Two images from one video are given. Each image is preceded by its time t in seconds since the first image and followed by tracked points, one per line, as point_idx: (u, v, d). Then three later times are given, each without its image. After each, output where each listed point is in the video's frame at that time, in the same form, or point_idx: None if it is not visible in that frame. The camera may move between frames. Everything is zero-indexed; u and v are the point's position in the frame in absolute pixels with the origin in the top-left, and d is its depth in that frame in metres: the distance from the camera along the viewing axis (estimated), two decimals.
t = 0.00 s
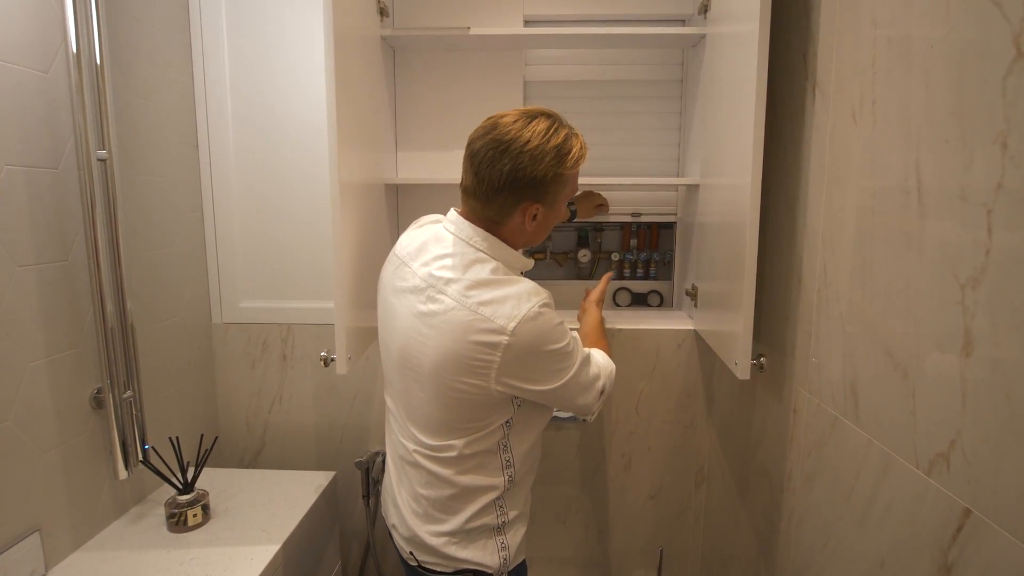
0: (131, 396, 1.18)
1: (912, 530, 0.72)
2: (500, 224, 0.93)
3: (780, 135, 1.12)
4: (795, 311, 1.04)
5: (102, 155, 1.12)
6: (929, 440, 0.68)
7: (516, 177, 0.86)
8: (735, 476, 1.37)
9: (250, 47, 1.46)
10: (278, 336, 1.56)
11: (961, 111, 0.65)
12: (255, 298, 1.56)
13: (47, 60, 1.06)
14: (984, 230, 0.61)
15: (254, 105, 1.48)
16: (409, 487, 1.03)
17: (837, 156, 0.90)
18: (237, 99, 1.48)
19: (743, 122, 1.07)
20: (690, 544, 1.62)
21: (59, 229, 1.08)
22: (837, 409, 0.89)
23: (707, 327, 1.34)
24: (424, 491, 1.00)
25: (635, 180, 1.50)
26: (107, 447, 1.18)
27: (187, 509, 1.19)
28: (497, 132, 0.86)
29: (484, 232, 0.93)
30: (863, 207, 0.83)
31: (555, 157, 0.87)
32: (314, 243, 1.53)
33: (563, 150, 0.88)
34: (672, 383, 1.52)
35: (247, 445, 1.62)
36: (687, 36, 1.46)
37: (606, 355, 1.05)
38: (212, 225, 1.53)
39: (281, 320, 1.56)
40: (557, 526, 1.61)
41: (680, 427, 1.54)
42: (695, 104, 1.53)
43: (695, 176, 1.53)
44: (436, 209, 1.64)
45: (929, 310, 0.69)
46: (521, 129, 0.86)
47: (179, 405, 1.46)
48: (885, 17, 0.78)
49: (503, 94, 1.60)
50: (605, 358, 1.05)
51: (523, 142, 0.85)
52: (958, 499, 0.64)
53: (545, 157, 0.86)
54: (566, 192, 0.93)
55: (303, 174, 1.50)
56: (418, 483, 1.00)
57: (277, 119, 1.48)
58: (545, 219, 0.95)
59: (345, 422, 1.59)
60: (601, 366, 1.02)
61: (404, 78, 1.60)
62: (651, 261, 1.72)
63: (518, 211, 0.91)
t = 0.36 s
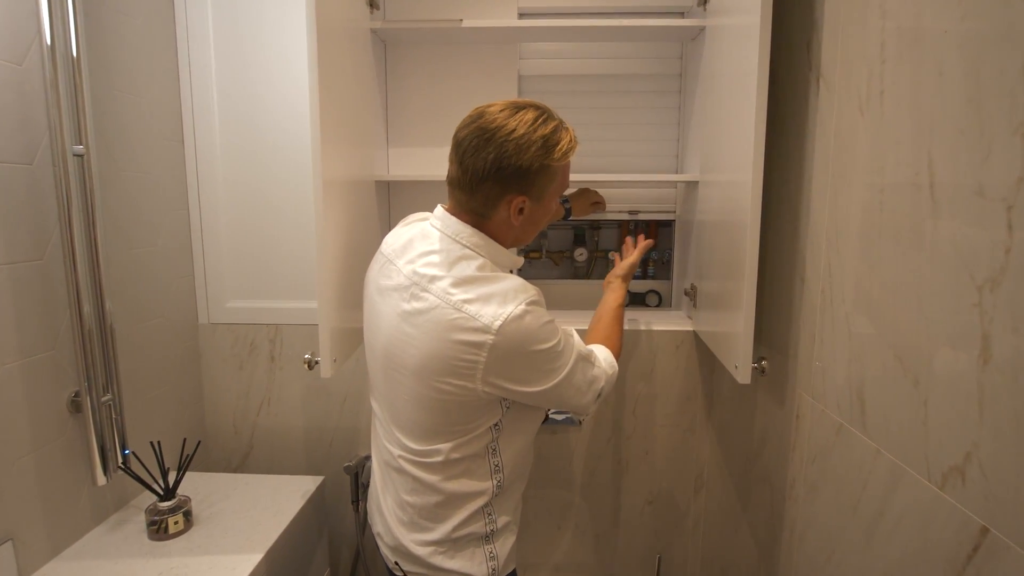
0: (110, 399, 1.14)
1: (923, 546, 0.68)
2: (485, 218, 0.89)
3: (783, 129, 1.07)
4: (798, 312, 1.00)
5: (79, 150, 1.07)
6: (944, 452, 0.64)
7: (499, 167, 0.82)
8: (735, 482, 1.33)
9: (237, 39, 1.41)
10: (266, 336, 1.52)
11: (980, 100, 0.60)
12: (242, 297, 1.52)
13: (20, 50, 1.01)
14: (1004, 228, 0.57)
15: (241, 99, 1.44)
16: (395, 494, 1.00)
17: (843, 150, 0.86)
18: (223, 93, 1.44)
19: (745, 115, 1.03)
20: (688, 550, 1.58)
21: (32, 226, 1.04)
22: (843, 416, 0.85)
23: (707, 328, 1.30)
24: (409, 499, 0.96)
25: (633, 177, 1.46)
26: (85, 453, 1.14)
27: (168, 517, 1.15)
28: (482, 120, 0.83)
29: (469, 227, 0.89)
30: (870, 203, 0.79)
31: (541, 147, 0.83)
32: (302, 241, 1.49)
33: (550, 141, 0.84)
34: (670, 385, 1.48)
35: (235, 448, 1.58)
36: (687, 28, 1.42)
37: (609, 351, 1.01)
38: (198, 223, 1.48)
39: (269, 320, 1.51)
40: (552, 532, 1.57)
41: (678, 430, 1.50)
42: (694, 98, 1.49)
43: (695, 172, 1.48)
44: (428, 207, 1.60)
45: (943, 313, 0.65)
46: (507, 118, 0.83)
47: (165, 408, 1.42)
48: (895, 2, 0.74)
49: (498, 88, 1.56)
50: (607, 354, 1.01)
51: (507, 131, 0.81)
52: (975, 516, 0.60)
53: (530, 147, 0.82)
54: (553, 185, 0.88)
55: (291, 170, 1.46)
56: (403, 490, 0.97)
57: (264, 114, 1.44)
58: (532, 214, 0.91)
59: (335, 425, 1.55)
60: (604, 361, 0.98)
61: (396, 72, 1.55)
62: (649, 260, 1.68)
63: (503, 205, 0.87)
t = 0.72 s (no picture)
0: (89, 407, 1.11)
1: (934, 568, 0.64)
2: (478, 221, 0.85)
3: (785, 126, 1.03)
4: (800, 316, 0.96)
5: (55, 149, 1.03)
6: (957, 469, 0.60)
7: (494, 169, 0.78)
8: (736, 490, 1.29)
9: (223, 36, 1.38)
10: (255, 340, 1.48)
11: (996, 92, 0.56)
12: (231, 300, 1.48)
13: None
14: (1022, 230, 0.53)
15: (228, 97, 1.40)
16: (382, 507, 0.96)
17: (847, 147, 0.82)
18: (210, 91, 1.40)
19: (745, 111, 0.99)
20: (688, 559, 1.54)
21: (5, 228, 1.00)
22: (848, 426, 0.81)
23: (707, 332, 1.26)
24: (396, 512, 0.92)
25: (631, 176, 1.42)
26: (64, 461, 1.11)
27: (149, 528, 1.11)
28: (473, 120, 0.79)
29: (460, 231, 0.85)
30: (877, 203, 0.75)
31: (537, 147, 0.79)
32: (291, 243, 1.45)
33: (545, 140, 0.80)
34: (669, 390, 1.44)
35: (223, 454, 1.54)
36: (686, 23, 1.38)
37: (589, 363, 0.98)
38: (185, 225, 1.45)
39: (258, 324, 1.48)
40: (548, 539, 1.53)
41: (678, 436, 1.46)
42: (694, 94, 1.45)
43: (694, 171, 1.44)
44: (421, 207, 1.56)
45: (956, 320, 0.61)
46: (500, 117, 0.79)
47: (151, 415, 1.38)
48: None
49: (492, 85, 1.52)
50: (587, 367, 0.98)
51: (502, 131, 0.78)
52: (991, 539, 0.56)
53: (527, 146, 0.78)
54: (549, 185, 0.85)
55: (279, 170, 1.42)
56: (390, 503, 0.93)
57: (252, 112, 1.40)
58: (527, 216, 0.88)
59: (326, 431, 1.51)
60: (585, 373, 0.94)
61: (388, 69, 1.52)
62: (648, 261, 1.64)
63: (497, 207, 0.83)
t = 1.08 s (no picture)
0: (67, 415, 1.08)
1: None
2: (463, 222, 0.82)
3: (782, 127, 1.00)
4: (798, 323, 0.93)
5: (33, 150, 1.00)
6: (964, 488, 0.57)
7: (475, 167, 0.75)
8: (734, 500, 1.26)
9: (211, 35, 1.35)
10: (243, 346, 1.46)
11: (1003, 90, 0.53)
12: (218, 305, 1.45)
13: None
14: None
15: (215, 97, 1.37)
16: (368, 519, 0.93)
17: (846, 149, 0.79)
18: (197, 91, 1.37)
19: (741, 112, 0.96)
20: (685, 570, 1.50)
21: None
22: (848, 439, 0.78)
23: (703, 338, 1.23)
24: (383, 525, 0.89)
25: (626, 178, 1.39)
26: (41, 471, 1.08)
27: (130, 540, 1.08)
28: (452, 118, 0.76)
29: (444, 232, 0.82)
30: (876, 207, 0.72)
31: (518, 143, 0.76)
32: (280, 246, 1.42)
33: (528, 136, 0.77)
34: (665, 398, 1.41)
35: (211, 462, 1.51)
36: (683, 23, 1.35)
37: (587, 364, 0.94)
38: (172, 227, 1.42)
39: (246, 329, 1.45)
40: (542, 549, 1.50)
41: (674, 444, 1.43)
42: (690, 95, 1.42)
43: (691, 174, 1.42)
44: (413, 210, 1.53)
45: (962, 330, 0.58)
46: (479, 114, 0.76)
47: (135, 422, 1.35)
48: None
49: (484, 86, 1.49)
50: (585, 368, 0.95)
51: (481, 127, 0.75)
52: (1001, 564, 0.53)
53: (507, 143, 0.75)
54: (534, 183, 0.82)
55: (267, 172, 1.39)
56: (376, 516, 0.90)
57: (240, 113, 1.38)
58: (513, 215, 0.84)
59: (316, 438, 1.49)
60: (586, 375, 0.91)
61: (379, 69, 1.49)
62: (645, 264, 1.61)
63: (481, 206, 0.80)
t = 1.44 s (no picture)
0: (45, 421, 1.05)
1: None
2: (428, 213, 0.79)
3: (779, 125, 0.97)
4: (796, 327, 0.90)
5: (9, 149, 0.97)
6: (967, 505, 0.55)
7: (431, 148, 0.73)
8: (730, 508, 1.23)
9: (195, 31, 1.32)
10: (229, 348, 1.43)
11: (1011, 83, 0.50)
12: (204, 306, 1.42)
13: None
14: None
15: (200, 94, 1.34)
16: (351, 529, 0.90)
17: (845, 147, 0.76)
18: (181, 89, 1.34)
19: (737, 109, 0.93)
20: None
21: None
22: (847, 449, 0.75)
23: (698, 342, 1.20)
24: (365, 536, 0.86)
25: (620, 177, 1.36)
26: (17, 479, 1.05)
27: (109, 549, 1.05)
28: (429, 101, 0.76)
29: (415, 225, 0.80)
30: (876, 208, 0.69)
31: (476, 128, 0.71)
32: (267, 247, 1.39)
33: (491, 123, 0.72)
34: (661, 402, 1.37)
35: (198, 467, 1.49)
36: (679, 19, 1.32)
37: (576, 370, 0.91)
38: (156, 227, 1.39)
39: (233, 331, 1.42)
40: (535, 556, 1.47)
41: (669, 449, 1.40)
42: (686, 93, 1.39)
43: (687, 173, 1.38)
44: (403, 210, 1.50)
45: (966, 337, 0.55)
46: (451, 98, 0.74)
47: (119, 427, 1.32)
48: None
49: (475, 83, 1.46)
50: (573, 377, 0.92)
51: (444, 109, 0.73)
52: None
53: (461, 125, 0.71)
54: (494, 179, 0.74)
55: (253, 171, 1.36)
56: (358, 526, 0.87)
57: (226, 111, 1.35)
58: (475, 213, 0.77)
59: (304, 443, 1.46)
60: (577, 381, 0.88)
61: (369, 67, 1.46)
62: (640, 265, 1.57)
63: (439, 195, 0.76)
